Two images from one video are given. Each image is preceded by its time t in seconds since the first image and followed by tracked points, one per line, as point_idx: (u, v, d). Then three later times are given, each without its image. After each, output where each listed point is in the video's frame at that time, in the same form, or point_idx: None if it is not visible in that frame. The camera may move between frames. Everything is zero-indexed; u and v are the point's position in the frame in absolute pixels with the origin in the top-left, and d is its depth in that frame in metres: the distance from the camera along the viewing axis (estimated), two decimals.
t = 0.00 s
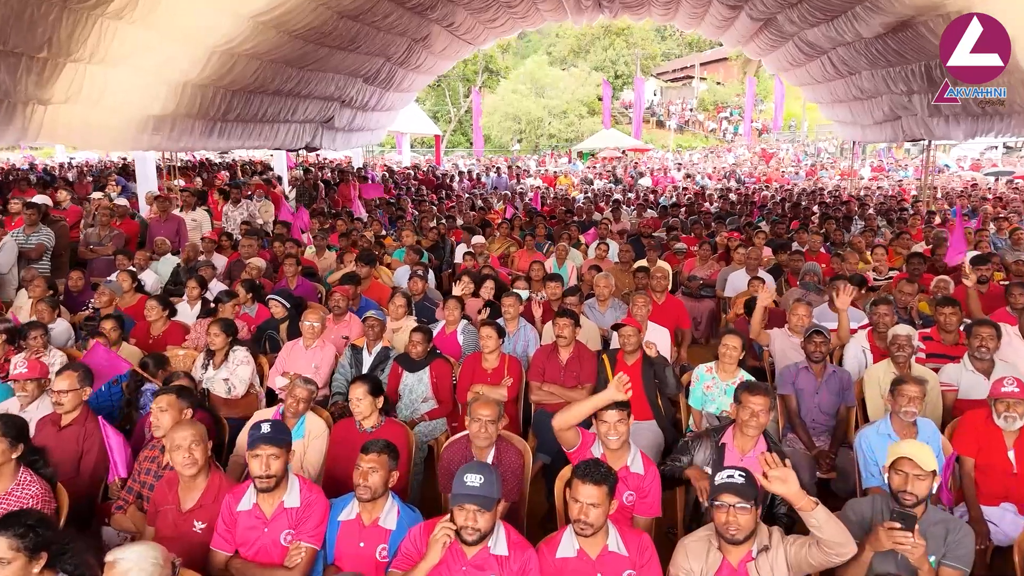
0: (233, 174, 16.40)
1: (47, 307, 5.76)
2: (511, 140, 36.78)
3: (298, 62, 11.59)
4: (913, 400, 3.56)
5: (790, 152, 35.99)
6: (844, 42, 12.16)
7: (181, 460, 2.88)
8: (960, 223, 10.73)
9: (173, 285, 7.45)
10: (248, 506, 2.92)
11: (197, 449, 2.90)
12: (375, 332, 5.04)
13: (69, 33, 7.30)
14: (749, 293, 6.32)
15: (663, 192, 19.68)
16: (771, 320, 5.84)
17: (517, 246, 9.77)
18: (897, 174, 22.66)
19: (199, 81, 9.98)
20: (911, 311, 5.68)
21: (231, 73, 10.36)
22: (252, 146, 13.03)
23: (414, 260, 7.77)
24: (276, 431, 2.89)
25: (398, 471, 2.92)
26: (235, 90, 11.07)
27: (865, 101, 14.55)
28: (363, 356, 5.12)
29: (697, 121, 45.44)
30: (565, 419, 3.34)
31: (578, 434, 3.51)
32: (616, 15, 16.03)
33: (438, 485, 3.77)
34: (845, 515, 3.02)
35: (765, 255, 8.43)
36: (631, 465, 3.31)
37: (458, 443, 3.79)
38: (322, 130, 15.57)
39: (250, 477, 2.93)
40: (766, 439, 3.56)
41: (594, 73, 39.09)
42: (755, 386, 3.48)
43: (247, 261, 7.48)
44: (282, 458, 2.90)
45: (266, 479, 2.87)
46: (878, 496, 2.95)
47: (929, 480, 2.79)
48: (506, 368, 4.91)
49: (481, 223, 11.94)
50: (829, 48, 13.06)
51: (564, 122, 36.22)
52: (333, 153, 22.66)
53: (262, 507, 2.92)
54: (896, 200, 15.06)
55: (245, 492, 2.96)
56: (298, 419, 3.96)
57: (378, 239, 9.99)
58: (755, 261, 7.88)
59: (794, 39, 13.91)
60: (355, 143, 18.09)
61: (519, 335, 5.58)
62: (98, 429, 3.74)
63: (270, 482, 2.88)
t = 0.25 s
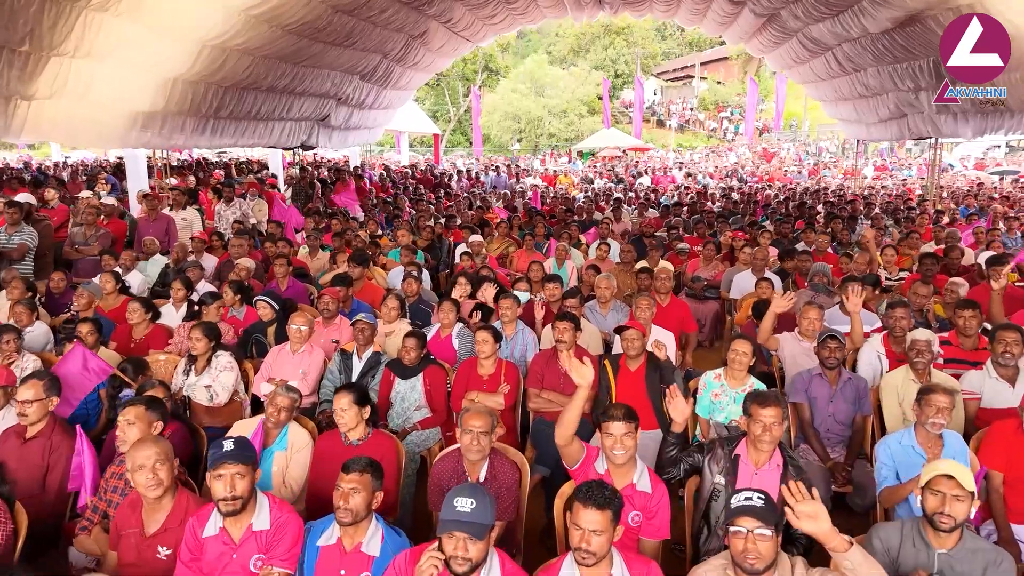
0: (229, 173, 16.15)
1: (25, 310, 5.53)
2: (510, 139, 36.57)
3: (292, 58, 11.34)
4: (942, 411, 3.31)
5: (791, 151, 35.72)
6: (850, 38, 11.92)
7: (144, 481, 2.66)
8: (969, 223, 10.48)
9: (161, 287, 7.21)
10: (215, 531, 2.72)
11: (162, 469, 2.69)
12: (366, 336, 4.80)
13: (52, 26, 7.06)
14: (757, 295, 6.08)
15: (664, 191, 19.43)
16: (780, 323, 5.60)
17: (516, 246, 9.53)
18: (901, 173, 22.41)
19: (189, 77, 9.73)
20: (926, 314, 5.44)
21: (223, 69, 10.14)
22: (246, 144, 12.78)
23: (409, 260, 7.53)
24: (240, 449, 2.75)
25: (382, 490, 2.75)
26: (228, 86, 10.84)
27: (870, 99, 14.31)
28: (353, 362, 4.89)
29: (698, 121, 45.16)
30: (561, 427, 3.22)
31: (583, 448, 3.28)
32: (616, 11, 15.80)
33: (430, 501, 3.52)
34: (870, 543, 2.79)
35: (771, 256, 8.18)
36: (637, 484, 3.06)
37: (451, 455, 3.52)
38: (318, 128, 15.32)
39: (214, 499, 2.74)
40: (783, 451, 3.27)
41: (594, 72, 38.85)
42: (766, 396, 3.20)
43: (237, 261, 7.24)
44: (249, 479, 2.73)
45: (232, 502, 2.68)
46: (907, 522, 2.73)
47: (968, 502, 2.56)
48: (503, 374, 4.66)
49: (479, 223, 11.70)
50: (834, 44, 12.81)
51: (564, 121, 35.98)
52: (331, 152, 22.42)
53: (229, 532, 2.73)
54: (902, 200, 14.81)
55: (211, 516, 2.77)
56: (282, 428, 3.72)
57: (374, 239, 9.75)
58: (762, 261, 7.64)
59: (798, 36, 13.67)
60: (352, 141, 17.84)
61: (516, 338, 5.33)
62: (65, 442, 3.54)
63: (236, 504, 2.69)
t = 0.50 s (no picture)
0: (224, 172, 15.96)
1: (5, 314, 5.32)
2: (510, 139, 36.37)
3: (286, 54, 11.12)
4: (969, 423, 3.15)
5: (793, 151, 35.52)
6: (855, 34, 11.70)
7: (105, 503, 2.53)
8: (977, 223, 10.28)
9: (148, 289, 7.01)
10: (181, 559, 2.58)
11: (124, 490, 2.55)
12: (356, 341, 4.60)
13: (38, 19, 6.85)
14: (763, 297, 5.88)
15: (665, 190, 19.22)
16: (787, 326, 5.41)
17: (515, 246, 9.33)
18: (904, 172, 22.20)
19: (179, 73, 9.52)
20: (940, 317, 5.25)
21: (215, 65, 9.93)
22: (241, 142, 12.57)
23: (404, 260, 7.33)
24: (205, 466, 2.59)
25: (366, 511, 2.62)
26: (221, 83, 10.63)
27: (875, 96, 14.09)
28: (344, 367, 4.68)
29: (698, 120, 44.92)
30: (561, 448, 2.88)
31: (579, 466, 3.00)
32: (618, 8, 15.59)
33: (422, 518, 3.30)
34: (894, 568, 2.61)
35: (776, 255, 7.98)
36: (640, 503, 2.87)
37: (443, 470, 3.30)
38: (314, 126, 15.11)
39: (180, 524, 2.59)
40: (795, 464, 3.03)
41: (594, 71, 38.63)
42: (769, 405, 2.95)
43: (227, 262, 7.04)
44: (218, 499, 2.58)
45: (196, 528, 2.53)
46: (937, 546, 2.55)
47: (1005, 525, 2.42)
48: (499, 380, 4.44)
49: (478, 223, 11.50)
50: (838, 41, 12.60)
51: (564, 121, 35.76)
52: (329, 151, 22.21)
53: (197, 559, 2.59)
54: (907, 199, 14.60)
55: (174, 542, 2.62)
56: (263, 440, 3.51)
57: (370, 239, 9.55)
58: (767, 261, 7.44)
59: (801, 33, 13.46)
60: (350, 140, 17.64)
61: (514, 342, 5.12)
62: (31, 455, 3.34)
63: (201, 528, 2.54)
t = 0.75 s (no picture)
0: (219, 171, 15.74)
1: None
2: (510, 138, 36.14)
3: (280, 50, 10.89)
4: (1003, 438, 2.90)
5: (794, 150, 35.30)
6: (861, 30, 11.49)
7: (57, 532, 2.36)
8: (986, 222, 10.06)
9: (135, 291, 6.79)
10: None
11: (79, 517, 2.39)
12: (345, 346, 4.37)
13: (20, 13, 6.63)
14: (772, 299, 5.65)
15: (667, 189, 19.00)
16: (797, 330, 5.19)
17: (513, 247, 9.11)
18: (908, 171, 21.98)
19: (169, 69, 9.29)
20: (958, 321, 5.03)
21: (207, 61, 9.69)
22: (234, 140, 12.35)
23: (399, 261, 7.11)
24: (165, 491, 2.40)
25: (347, 541, 2.42)
26: (213, 80, 10.41)
27: (880, 94, 13.86)
28: (335, 374, 4.46)
29: (699, 119, 44.67)
30: (555, 459, 2.71)
31: (581, 483, 2.77)
32: (619, 5, 15.37)
33: (412, 539, 3.04)
34: None
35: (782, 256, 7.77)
36: (648, 525, 2.62)
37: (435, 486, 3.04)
38: (310, 124, 14.88)
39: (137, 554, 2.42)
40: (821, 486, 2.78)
41: (594, 71, 38.38)
42: (799, 423, 2.75)
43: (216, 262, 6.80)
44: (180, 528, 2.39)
45: (150, 560, 2.35)
46: None
47: None
48: (496, 389, 4.21)
49: (476, 223, 11.28)
50: (843, 38, 12.38)
51: (564, 120, 35.53)
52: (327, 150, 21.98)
53: None
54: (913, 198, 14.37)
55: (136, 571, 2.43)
56: (243, 453, 3.28)
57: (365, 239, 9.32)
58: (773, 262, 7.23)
59: (805, 29, 13.24)
60: (347, 138, 17.41)
61: (512, 346, 4.88)
62: None
63: (156, 562, 2.36)
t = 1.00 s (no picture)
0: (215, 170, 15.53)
1: None
2: (510, 138, 35.90)
3: (275, 47, 10.66)
4: None
5: (796, 150, 35.08)
6: (867, 26, 11.28)
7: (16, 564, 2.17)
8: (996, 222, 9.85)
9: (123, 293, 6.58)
10: None
11: (40, 548, 2.19)
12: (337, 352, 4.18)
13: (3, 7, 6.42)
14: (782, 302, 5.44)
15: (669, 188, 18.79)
16: (808, 335, 4.99)
17: (513, 247, 8.91)
18: (911, 171, 21.76)
19: (161, 66, 9.07)
20: (976, 325, 4.83)
21: (200, 57, 9.48)
22: (229, 138, 12.12)
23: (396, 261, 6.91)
24: (132, 517, 2.24)
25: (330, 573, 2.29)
26: (207, 76, 10.19)
27: (886, 92, 13.65)
28: (327, 380, 4.25)
29: (700, 119, 44.42)
30: (562, 485, 2.44)
31: (588, 506, 2.55)
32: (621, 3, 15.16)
33: (402, 561, 2.83)
34: None
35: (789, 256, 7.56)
36: (660, 551, 2.47)
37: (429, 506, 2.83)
38: (306, 122, 14.65)
39: None
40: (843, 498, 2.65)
41: (594, 69, 38.17)
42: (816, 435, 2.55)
43: (207, 263, 6.59)
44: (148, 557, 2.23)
45: None
46: None
47: None
48: (496, 396, 4.01)
49: (475, 222, 11.07)
50: (850, 35, 12.16)
51: (565, 119, 35.30)
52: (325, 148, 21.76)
53: None
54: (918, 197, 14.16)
55: None
56: (226, 469, 3.07)
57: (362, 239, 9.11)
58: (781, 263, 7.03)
59: (810, 26, 13.02)
60: (345, 137, 17.19)
61: (513, 351, 4.68)
62: None
63: None
